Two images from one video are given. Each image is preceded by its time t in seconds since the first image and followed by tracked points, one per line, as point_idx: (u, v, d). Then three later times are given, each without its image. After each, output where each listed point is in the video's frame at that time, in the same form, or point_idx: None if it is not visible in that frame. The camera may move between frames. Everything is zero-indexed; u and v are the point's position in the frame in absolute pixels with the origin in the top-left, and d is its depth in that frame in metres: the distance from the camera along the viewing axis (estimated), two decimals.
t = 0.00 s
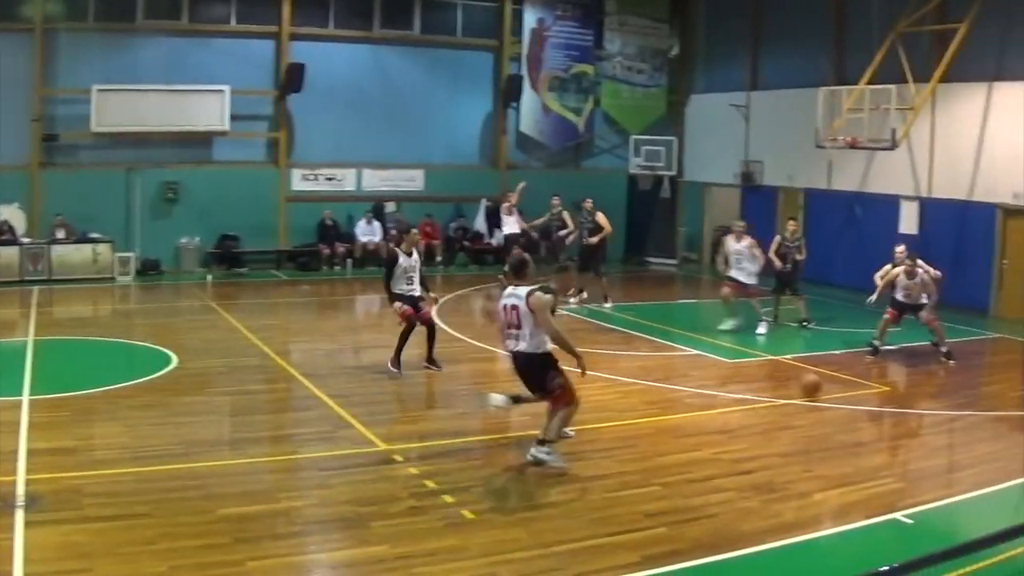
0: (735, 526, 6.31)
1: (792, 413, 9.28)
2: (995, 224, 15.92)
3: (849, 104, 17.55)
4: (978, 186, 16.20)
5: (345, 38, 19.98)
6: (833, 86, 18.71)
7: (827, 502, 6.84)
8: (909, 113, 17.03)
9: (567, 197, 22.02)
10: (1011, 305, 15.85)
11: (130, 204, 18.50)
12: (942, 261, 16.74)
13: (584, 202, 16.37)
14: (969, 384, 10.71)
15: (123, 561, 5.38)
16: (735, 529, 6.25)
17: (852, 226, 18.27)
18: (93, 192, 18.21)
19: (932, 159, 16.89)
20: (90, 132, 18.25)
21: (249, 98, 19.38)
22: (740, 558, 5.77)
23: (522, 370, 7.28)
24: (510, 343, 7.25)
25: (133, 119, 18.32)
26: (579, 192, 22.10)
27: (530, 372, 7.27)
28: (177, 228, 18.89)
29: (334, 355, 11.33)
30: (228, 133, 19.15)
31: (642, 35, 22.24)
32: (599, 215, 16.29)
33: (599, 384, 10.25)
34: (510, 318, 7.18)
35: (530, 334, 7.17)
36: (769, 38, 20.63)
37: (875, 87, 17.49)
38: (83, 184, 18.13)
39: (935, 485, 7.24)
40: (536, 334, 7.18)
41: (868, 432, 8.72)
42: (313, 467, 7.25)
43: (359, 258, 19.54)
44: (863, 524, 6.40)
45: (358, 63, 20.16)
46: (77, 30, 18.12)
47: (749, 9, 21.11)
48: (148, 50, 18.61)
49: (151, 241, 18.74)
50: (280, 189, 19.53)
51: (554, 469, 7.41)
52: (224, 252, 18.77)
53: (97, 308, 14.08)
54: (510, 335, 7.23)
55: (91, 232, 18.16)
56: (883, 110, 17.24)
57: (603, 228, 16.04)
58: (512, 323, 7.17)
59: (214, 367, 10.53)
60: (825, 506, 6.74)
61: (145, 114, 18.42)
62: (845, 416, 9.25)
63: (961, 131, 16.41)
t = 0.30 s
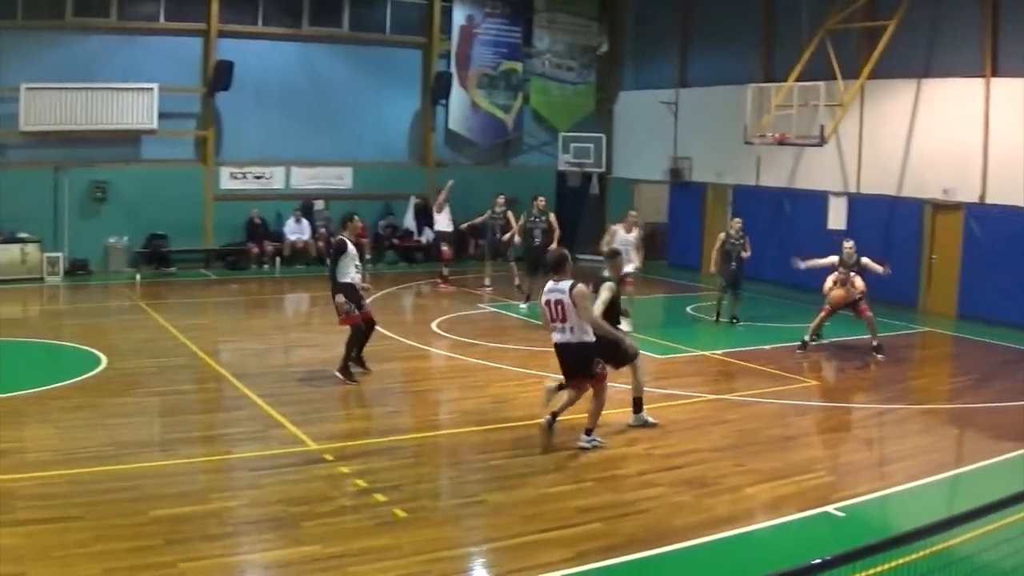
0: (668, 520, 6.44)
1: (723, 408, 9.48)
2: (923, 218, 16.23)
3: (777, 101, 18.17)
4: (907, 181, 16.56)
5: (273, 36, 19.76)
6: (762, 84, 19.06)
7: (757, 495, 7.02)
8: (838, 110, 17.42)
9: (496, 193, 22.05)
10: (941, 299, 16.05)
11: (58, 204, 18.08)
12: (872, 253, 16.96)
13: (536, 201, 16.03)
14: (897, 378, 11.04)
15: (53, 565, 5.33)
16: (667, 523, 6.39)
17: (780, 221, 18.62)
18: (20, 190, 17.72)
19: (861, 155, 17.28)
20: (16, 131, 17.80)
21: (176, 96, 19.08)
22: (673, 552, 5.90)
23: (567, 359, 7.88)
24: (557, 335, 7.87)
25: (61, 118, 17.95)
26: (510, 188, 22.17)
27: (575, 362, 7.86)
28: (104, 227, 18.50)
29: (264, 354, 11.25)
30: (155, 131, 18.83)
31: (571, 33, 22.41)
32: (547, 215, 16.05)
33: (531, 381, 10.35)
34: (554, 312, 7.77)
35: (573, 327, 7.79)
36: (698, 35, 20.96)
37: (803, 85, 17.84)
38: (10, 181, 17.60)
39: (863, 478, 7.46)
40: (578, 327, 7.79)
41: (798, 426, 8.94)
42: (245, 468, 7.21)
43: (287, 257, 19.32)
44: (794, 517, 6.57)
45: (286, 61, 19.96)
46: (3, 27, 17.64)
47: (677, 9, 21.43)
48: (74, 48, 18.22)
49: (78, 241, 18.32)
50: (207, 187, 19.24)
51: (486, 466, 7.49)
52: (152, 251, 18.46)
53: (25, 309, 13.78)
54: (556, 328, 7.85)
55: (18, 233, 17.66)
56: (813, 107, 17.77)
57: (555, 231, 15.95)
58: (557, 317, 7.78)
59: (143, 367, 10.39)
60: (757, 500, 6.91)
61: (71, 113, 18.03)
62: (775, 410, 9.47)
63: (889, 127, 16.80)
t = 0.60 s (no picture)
0: (636, 518, 6.51)
1: (691, 406, 9.58)
2: (890, 215, 16.42)
3: (744, 100, 18.32)
4: (873, 178, 16.75)
5: (239, 34, 19.64)
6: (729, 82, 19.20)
7: (725, 492, 7.11)
8: (804, 108, 17.60)
9: (460, 191, 22.06)
10: (908, 297, 16.27)
11: (23, 204, 17.88)
12: (840, 249, 17.17)
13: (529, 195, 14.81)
14: (866, 376, 11.18)
15: (19, 567, 5.30)
16: (636, 521, 6.45)
17: (747, 218, 18.82)
18: None
19: (828, 153, 17.46)
20: None
21: (142, 95, 18.92)
22: (642, 549, 5.96)
23: (599, 347, 8.10)
24: (590, 322, 8.09)
25: (26, 117, 17.73)
26: (477, 187, 22.21)
27: (609, 348, 8.12)
28: (71, 227, 18.31)
29: (231, 354, 11.20)
30: (122, 130, 18.66)
31: (538, 31, 22.47)
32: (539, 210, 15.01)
33: (499, 379, 10.40)
34: (592, 300, 8.04)
35: (610, 314, 8.03)
36: (665, 34, 21.09)
37: (770, 84, 17.93)
38: None
39: (831, 475, 7.57)
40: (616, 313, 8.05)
41: (767, 424, 9.06)
42: (213, 468, 7.19)
43: (254, 256, 19.17)
44: (763, 514, 6.66)
45: (252, 60, 19.84)
46: None
47: (643, 8, 21.55)
48: (38, 47, 17.99)
49: (46, 242, 18.13)
50: (173, 186, 19.11)
51: (456, 465, 7.52)
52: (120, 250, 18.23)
53: None
54: (590, 315, 8.08)
55: None
56: (779, 105, 17.95)
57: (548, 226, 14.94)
58: (595, 304, 8.01)
59: (111, 368, 10.31)
60: (726, 498, 7.00)
61: (37, 112, 17.82)
62: (743, 408, 9.58)
63: (856, 126, 16.99)
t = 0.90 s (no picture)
0: (619, 517, 6.55)
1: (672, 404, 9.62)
2: (870, 213, 16.55)
3: (725, 100, 18.39)
4: (854, 177, 16.88)
5: (221, 34, 19.56)
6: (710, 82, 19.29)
7: (707, 491, 7.15)
8: (785, 108, 17.71)
9: (442, 191, 22.07)
10: (889, 295, 16.40)
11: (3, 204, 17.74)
12: (821, 247, 17.31)
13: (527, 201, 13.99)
14: (845, 374, 11.26)
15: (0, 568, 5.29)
16: (619, 520, 6.49)
17: (727, 217, 18.93)
18: None
19: (809, 153, 17.58)
20: None
21: (123, 94, 18.83)
22: (625, 548, 6.00)
23: (639, 345, 8.10)
24: (633, 321, 8.11)
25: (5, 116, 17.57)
26: (457, 186, 22.23)
27: (648, 348, 8.13)
28: (52, 227, 18.20)
29: (212, 354, 11.16)
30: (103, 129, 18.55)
31: (518, 30, 22.50)
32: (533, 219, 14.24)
33: (481, 379, 10.41)
34: (639, 299, 8.08)
35: (654, 314, 8.08)
36: (646, 34, 21.17)
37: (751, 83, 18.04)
38: None
39: (812, 473, 7.63)
40: (659, 314, 8.12)
41: (746, 422, 9.12)
42: (194, 468, 7.18)
43: (234, 255, 19.06)
44: (745, 512, 6.71)
45: (233, 60, 19.77)
46: None
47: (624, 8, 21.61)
48: (18, 46, 17.85)
49: (26, 242, 18.00)
50: (153, 185, 19.01)
51: (438, 464, 7.53)
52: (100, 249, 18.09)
53: None
54: (633, 313, 8.10)
55: None
56: (760, 104, 18.08)
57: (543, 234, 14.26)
58: (642, 302, 8.06)
59: (91, 368, 10.26)
60: (708, 496, 7.05)
61: (17, 112, 17.68)
62: (724, 406, 9.64)
63: (837, 125, 17.11)
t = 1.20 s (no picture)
0: (614, 516, 6.56)
1: (666, 404, 9.64)
2: (865, 213, 16.58)
3: (719, 99, 18.42)
4: (848, 177, 16.92)
5: (215, 34, 19.54)
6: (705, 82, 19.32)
7: (701, 491, 7.16)
8: (779, 107, 17.74)
9: (436, 191, 22.07)
10: (883, 295, 16.44)
11: None
12: (816, 247, 17.35)
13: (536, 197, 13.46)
14: (840, 374, 11.28)
15: None
16: (614, 520, 6.50)
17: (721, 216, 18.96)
18: None
19: (803, 152, 17.61)
20: None
21: (117, 94, 18.80)
22: (621, 548, 6.01)
23: (688, 336, 8.05)
24: (683, 311, 8.05)
25: None
26: (451, 186, 22.25)
27: (699, 340, 8.07)
28: (47, 227, 18.17)
29: (206, 354, 11.15)
30: (97, 130, 18.51)
31: (513, 30, 22.52)
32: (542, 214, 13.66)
33: (475, 379, 10.42)
34: (689, 289, 8.00)
35: (705, 305, 8.00)
36: (640, 34, 21.20)
37: (745, 83, 18.08)
38: None
39: (807, 473, 7.65)
40: (711, 306, 8.03)
41: (741, 421, 9.13)
42: (189, 468, 7.17)
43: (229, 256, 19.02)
44: (740, 512, 6.72)
45: (227, 60, 19.75)
46: None
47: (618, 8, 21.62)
48: (12, 46, 17.80)
49: (21, 242, 17.97)
50: (147, 185, 18.98)
51: (432, 464, 7.54)
52: (94, 249, 18.04)
53: None
54: (683, 304, 8.04)
55: None
56: (754, 104, 18.09)
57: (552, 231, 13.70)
58: (693, 294, 7.98)
59: (85, 368, 10.24)
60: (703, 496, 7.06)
61: (11, 112, 17.65)
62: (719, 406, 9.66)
63: (831, 125, 17.14)
